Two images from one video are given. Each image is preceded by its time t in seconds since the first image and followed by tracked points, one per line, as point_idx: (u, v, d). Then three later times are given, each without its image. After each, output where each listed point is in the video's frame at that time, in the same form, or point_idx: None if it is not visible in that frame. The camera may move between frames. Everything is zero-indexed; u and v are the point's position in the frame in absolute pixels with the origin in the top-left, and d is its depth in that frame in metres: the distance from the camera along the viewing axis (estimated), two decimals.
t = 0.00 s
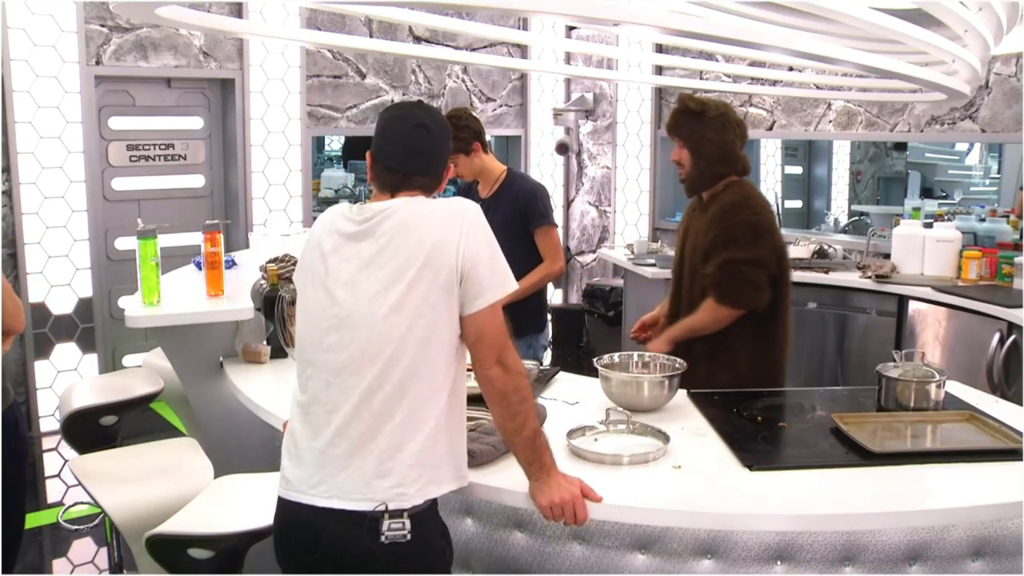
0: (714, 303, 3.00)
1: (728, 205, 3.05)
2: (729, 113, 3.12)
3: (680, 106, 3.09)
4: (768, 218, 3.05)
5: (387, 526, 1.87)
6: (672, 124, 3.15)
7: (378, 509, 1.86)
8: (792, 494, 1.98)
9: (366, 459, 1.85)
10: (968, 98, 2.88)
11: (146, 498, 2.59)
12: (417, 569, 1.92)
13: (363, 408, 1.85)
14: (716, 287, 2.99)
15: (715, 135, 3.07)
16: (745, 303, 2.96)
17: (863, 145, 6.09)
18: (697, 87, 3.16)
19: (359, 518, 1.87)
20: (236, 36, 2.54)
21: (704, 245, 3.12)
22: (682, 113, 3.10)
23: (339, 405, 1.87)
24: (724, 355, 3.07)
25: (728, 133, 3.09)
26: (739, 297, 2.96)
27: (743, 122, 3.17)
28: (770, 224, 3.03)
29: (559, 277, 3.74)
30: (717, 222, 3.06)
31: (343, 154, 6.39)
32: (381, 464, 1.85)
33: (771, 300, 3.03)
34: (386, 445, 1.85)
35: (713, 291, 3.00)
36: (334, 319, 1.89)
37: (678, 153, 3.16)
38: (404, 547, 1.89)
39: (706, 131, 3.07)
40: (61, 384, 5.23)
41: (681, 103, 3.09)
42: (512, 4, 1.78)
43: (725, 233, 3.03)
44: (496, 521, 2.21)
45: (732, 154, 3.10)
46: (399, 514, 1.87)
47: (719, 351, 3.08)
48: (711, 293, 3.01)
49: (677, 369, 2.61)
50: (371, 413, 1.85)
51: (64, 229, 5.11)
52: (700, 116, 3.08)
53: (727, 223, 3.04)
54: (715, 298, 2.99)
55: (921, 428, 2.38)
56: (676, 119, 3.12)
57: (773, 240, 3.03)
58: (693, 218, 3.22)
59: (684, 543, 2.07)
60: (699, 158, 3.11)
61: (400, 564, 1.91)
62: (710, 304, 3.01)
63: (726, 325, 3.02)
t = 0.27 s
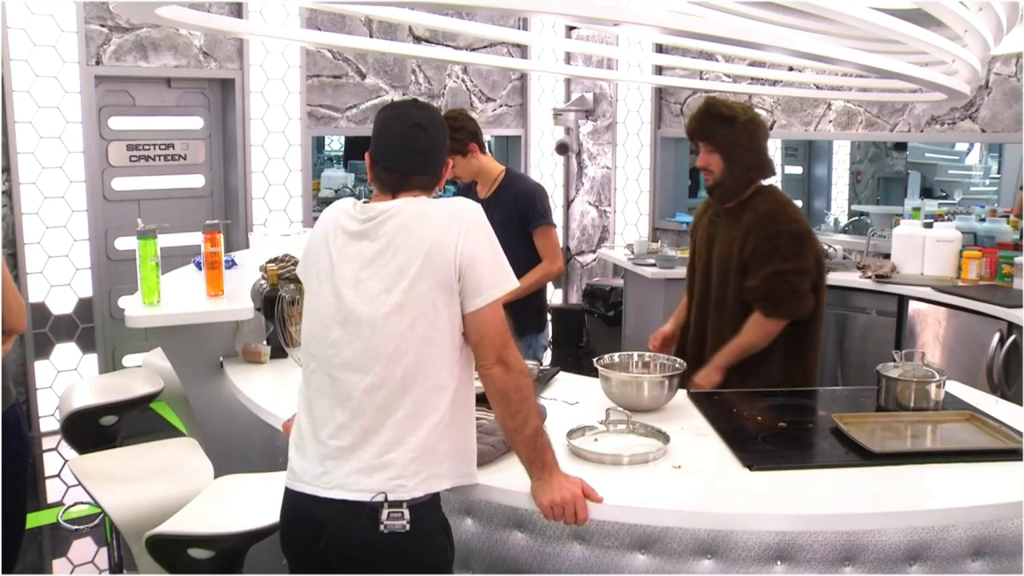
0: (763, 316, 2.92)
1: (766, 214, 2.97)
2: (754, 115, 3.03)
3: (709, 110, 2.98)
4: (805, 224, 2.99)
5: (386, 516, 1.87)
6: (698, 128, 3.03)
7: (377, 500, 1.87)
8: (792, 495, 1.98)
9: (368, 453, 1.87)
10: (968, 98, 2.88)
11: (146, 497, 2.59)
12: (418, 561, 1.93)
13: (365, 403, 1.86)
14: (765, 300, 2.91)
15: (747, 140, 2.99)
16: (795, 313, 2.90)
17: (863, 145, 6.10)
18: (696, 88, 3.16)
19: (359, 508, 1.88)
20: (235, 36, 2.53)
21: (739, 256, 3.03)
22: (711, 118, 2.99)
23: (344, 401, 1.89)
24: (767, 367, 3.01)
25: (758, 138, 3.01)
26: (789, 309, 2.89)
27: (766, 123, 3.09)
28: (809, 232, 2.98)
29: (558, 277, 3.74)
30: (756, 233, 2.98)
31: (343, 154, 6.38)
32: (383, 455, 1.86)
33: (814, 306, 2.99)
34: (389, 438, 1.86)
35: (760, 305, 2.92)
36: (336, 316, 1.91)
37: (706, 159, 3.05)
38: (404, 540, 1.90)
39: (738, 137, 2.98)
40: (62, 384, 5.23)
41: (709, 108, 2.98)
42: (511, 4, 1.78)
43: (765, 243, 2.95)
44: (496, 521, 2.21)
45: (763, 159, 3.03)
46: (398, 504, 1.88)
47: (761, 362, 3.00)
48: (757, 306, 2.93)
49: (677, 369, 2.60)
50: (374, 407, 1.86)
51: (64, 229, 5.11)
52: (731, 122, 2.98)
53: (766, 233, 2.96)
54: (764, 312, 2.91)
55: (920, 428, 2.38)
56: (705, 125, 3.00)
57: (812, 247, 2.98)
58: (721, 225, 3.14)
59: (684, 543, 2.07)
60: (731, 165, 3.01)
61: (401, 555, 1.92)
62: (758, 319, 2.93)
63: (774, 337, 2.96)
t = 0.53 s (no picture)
0: (801, 319, 2.94)
1: (799, 216, 2.98)
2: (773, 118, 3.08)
3: (733, 111, 3.03)
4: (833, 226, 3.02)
5: (384, 510, 1.88)
6: (724, 128, 3.04)
7: (374, 494, 1.88)
8: (792, 495, 1.98)
9: (370, 445, 1.88)
10: (968, 98, 2.88)
11: (145, 497, 2.59)
12: (417, 558, 1.93)
13: (363, 398, 1.88)
14: (804, 302, 2.93)
15: (772, 142, 3.02)
16: (832, 314, 2.94)
17: (863, 145, 6.10)
18: (697, 87, 3.16)
19: (357, 502, 1.90)
20: (235, 36, 2.53)
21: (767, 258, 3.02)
22: (738, 119, 3.02)
23: (344, 395, 1.90)
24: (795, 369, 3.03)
25: (780, 141, 3.05)
26: (826, 310, 2.93)
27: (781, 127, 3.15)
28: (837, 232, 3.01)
29: (557, 277, 3.74)
30: (790, 235, 2.97)
31: (343, 154, 6.38)
32: (381, 451, 1.87)
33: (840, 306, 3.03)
34: (386, 434, 1.87)
35: (798, 307, 2.94)
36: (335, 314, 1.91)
37: (729, 161, 3.05)
38: (402, 535, 1.90)
39: (764, 138, 3.01)
40: (62, 383, 5.23)
41: (733, 109, 3.03)
42: (511, 4, 1.78)
43: (800, 245, 2.95)
44: (496, 521, 2.21)
45: (785, 162, 3.06)
46: (396, 499, 1.88)
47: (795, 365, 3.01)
48: (795, 309, 2.95)
49: (677, 369, 2.61)
50: (370, 401, 1.87)
51: (64, 229, 5.12)
52: (760, 123, 3.02)
53: (800, 235, 2.96)
54: (802, 314, 2.93)
55: (920, 428, 2.38)
56: (732, 126, 3.02)
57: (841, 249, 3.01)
58: (742, 227, 3.12)
59: (684, 543, 2.07)
60: (755, 166, 3.02)
61: (400, 551, 1.92)
62: (796, 321, 2.94)
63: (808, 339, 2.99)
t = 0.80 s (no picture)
0: (807, 322, 2.96)
1: (806, 218, 2.98)
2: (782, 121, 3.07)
3: (744, 113, 3.02)
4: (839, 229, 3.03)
5: (386, 507, 1.89)
6: (734, 130, 3.03)
7: (377, 491, 1.89)
8: (793, 495, 1.98)
9: (370, 444, 1.89)
10: (968, 98, 2.88)
11: (147, 498, 2.59)
12: (418, 556, 1.93)
13: (361, 398, 1.88)
14: (808, 306, 2.95)
15: (783, 144, 3.02)
16: (836, 318, 2.96)
17: (863, 145, 6.10)
18: (697, 87, 3.16)
19: (359, 499, 1.90)
20: (235, 36, 2.53)
21: (772, 259, 3.02)
22: (749, 121, 3.01)
23: (344, 394, 1.91)
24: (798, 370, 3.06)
25: (790, 142, 3.05)
26: (830, 314, 2.95)
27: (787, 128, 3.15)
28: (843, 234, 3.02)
29: (556, 276, 3.73)
30: (796, 237, 2.98)
31: (343, 154, 6.37)
32: (381, 448, 1.88)
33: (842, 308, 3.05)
34: (385, 432, 1.88)
35: (802, 310, 2.95)
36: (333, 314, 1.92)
37: (739, 163, 3.05)
38: (404, 532, 1.91)
39: (775, 140, 3.00)
40: (62, 383, 5.23)
41: (744, 111, 3.02)
42: (511, 4, 1.78)
43: (806, 248, 2.96)
44: (495, 521, 2.21)
45: (794, 163, 3.06)
46: (399, 496, 1.89)
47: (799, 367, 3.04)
48: (799, 312, 2.96)
49: (677, 369, 2.60)
50: (368, 400, 1.88)
51: (63, 229, 5.12)
52: (769, 126, 3.01)
53: (806, 238, 2.97)
54: (807, 318, 2.95)
55: (920, 428, 2.38)
56: (743, 128, 3.01)
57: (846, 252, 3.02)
58: (748, 228, 3.13)
59: (684, 543, 2.07)
60: (766, 168, 3.02)
61: (403, 549, 1.92)
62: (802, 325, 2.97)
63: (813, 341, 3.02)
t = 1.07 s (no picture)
0: (797, 323, 2.95)
1: (799, 218, 2.98)
2: (785, 121, 3.06)
3: (745, 113, 3.02)
4: (835, 230, 3.01)
5: (387, 505, 1.89)
6: (735, 131, 3.03)
7: (378, 489, 1.89)
8: (792, 494, 1.98)
9: (370, 443, 1.89)
10: (968, 98, 2.88)
11: (146, 497, 2.59)
12: (418, 555, 1.93)
13: (364, 396, 1.88)
14: (798, 306, 2.94)
15: (784, 145, 3.02)
16: (827, 320, 2.94)
17: (863, 145, 6.10)
18: (697, 87, 3.16)
19: (360, 497, 1.91)
20: (235, 36, 2.53)
21: (766, 260, 3.03)
22: (750, 123, 3.01)
23: (346, 392, 1.91)
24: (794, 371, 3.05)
25: (791, 143, 3.05)
26: (821, 315, 2.93)
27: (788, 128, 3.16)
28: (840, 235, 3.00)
29: (557, 276, 3.73)
30: (788, 237, 2.97)
31: (343, 154, 6.37)
32: (381, 446, 1.88)
33: (839, 310, 3.02)
34: (386, 431, 1.88)
35: (793, 311, 2.95)
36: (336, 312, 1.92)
37: (740, 164, 3.06)
38: (405, 530, 1.91)
39: (777, 141, 3.01)
40: (62, 383, 5.23)
41: (745, 111, 3.02)
42: (511, 4, 1.78)
43: (798, 248, 2.96)
44: (496, 521, 2.21)
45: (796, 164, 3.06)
46: (400, 494, 1.89)
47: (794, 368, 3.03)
48: (790, 312, 2.96)
49: (677, 369, 2.60)
50: (371, 399, 1.88)
51: (64, 229, 5.12)
52: (767, 126, 3.02)
53: (799, 238, 2.96)
54: (798, 318, 2.94)
55: (920, 428, 2.38)
56: (745, 129, 3.01)
57: (841, 252, 3.00)
58: (745, 227, 3.14)
59: (684, 543, 2.07)
60: (767, 169, 3.02)
61: (403, 547, 1.93)
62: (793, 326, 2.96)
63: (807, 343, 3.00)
